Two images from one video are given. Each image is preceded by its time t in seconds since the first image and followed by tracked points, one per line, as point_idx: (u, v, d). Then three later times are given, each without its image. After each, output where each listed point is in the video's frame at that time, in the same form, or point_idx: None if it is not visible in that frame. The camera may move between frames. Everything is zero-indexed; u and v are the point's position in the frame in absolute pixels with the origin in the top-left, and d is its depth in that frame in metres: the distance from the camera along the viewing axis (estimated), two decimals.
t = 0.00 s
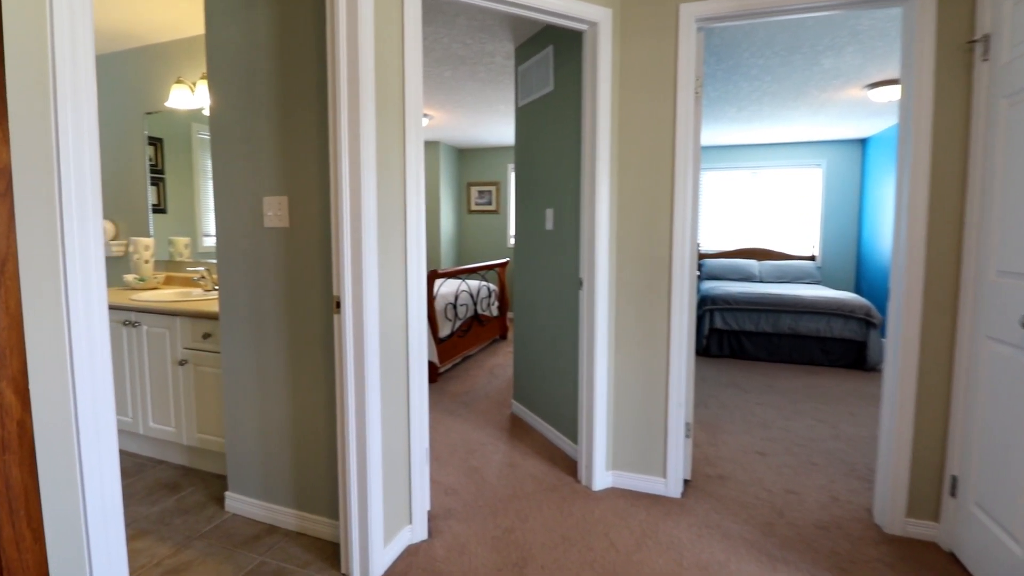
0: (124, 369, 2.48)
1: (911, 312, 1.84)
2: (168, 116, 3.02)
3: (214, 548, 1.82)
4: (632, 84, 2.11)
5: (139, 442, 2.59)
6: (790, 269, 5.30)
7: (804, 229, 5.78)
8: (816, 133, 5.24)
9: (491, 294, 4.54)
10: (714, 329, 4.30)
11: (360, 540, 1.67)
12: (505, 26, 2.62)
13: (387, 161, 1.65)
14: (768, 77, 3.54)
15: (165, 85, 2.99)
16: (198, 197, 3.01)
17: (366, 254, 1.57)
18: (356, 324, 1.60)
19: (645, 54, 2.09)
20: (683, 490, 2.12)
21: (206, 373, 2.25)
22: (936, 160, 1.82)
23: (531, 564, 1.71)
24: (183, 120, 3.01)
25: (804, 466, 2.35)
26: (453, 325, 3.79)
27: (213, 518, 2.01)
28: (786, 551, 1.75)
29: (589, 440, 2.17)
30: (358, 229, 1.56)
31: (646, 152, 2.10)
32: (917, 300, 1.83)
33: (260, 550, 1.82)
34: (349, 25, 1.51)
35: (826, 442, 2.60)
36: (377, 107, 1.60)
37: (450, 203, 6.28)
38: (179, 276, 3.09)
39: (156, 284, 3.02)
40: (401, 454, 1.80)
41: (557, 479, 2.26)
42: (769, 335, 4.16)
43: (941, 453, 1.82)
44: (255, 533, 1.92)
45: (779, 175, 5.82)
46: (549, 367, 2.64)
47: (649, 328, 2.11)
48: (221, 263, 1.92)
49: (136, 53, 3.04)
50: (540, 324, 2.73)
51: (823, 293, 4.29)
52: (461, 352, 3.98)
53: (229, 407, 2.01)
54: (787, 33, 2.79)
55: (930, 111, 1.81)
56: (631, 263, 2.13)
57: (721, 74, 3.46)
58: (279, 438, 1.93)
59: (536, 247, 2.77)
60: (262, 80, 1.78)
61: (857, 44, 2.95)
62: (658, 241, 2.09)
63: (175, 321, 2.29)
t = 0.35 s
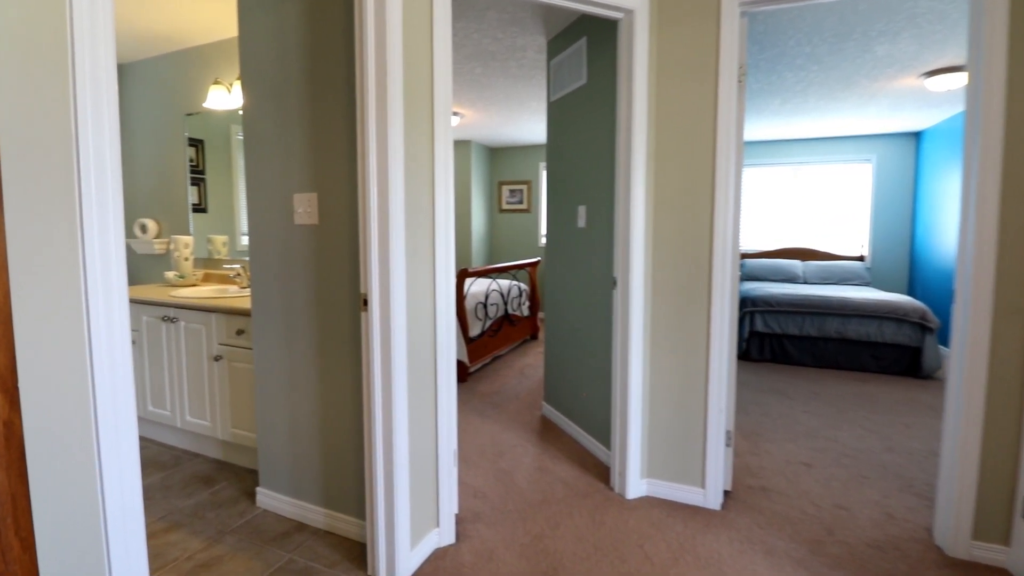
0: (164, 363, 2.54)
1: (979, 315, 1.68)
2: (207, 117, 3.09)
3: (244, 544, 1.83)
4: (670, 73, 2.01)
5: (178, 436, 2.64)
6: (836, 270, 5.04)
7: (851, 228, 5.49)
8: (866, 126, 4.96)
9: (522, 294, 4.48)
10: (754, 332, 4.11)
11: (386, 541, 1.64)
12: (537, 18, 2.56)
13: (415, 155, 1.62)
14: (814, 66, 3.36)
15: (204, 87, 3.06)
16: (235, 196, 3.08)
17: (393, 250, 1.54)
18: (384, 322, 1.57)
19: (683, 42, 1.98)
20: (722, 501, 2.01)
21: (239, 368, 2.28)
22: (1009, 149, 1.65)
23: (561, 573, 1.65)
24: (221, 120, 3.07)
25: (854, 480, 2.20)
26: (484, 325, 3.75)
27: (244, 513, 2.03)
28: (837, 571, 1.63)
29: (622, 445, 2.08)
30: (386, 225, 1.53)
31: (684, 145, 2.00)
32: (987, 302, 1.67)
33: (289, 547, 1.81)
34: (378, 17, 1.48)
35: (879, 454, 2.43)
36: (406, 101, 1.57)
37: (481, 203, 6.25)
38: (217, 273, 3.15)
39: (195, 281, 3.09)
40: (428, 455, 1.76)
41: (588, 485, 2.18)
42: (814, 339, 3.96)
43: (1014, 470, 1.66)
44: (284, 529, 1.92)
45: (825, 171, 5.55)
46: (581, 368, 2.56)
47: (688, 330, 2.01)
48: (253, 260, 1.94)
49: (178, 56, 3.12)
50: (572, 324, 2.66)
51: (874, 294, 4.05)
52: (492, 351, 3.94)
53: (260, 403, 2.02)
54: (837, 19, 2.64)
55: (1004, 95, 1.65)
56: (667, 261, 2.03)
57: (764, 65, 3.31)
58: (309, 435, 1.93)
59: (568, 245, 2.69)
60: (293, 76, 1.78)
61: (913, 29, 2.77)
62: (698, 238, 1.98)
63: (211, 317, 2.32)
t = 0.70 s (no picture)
0: (199, 359, 2.58)
1: None
2: (242, 118, 3.14)
3: (271, 542, 1.83)
4: (708, 62, 1.91)
5: (212, 430, 2.69)
6: (884, 272, 4.79)
7: (900, 227, 5.21)
8: (917, 119, 4.69)
9: (552, 294, 4.41)
10: (795, 336, 3.93)
11: (412, 545, 1.61)
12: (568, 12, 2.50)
13: (443, 152, 1.58)
14: (862, 56, 3.18)
15: (239, 88, 3.11)
16: (268, 196, 3.12)
17: (421, 249, 1.50)
18: (410, 322, 1.53)
19: (723, 28, 1.88)
20: (763, 516, 1.90)
21: (270, 366, 2.29)
22: None
23: None
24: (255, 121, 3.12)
25: (908, 497, 2.05)
26: (512, 325, 3.70)
27: (273, 510, 2.03)
28: None
29: (656, 453, 2.00)
30: (413, 222, 1.49)
31: (724, 139, 1.90)
32: None
33: (315, 547, 1.80)
34: (406, 9, 1.44)
35: (935, 470, 2.26)
36: (433, 96, 1.53)
37: (511, 202, 6.21)
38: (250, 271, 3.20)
39: (229, 279, 3.15)
40: (455, 458, 1.72)
41: (620, 493, 2.10)
42: (860, 344, 3.75)
43: None
44: (311, 528, 1.91)
45: (872, 167, 5.28)
46: (613, 371, 2.48)
47: (727, 333, 1.91)
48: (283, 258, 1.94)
49: (215, 59, 3.19)
50: (604, 325, 2.58)
51: (926, 298, 3.81)
52: (521, 352, 3.88)
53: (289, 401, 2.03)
54: (889, 4, 2.48)
55: None
56: (705, 262, 1.94)
57: (807, 55, 3.15)
58: (336, 434, 1.92)
59: (600, 245, 2.61)
60: (322, 73, 1.77)
61: (975, 13, 2.58)
62: (738, 236, 1.88)
63: (244, 314, 2.35)
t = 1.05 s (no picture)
0: (233, 358, 2.61)
1: None
2: (277, 118, 3.17)
3: (299, 545, 1.80)
4: (758, 48, 1.77)
5: (245, 428, 2.72)
6: (943, 275, 4.46)
7: (961, 226, 4.86)
8: (982, 110, 4.35)
9: (585, 295, 4.29)
10: (845, 342, 3.70)
11: (438, 556, 1.55)
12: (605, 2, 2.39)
13: (473, 148, 1.51)
14: (924, 41, 2.95)
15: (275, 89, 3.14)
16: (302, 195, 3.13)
17: (449, 249, 1.44)
18: (438, 325, 1.47)
19: (775, 11, 1.74)
20: (815, 538, 1.76)
21: (300, 365, 2.28)
22: None
23: None
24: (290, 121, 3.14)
25: (980, 523, 1.86)
26: (544, 327, 3.62)
27: (302, 513, 2.01)
28: None
29: (697, 466, 1.88)
30: (441, 220, 1.43)
31: (775, 131, 1.76)
32: None
33: (342, 553, 1.77)
34: None
35: (1010, 493, 2.06)
36: (464, 89, 1.47)
37: (543, 201, 6.11)
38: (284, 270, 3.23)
39: (264, 277, 3.18)
40: (484, 467, 1.65)
41: (657, 507, 1.99)
42: (917, 351, 3.49)
43: None
44: (338, 533, 1.88)
45: (929, 162, 4.95)
46: (649, 377, 2.37)
47: (776, 340, 1.77)
48: (312, 258, 1.92)
49: (251, 61, 3.22)
50: (640, 328, 2.46)
51: (993, 303, 3.52)
52: (553, 354, 3.79)
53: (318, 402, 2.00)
54: None
55: None
56: (751, 263, 1.81)
57: (862, 42, 2.95)
58: (364, 437, 1.88)
59: (636, 244, 2.50)
60: (353, 68, 1.74)
61: None
62: (790, 236, 1.74)
63: (275, 314, 2.35)
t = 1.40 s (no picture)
0: (261, 359, 2.61)
1: None
2: (307, 120, 3.18)
3: (321, 554, 1.76)
4: (810, 34, 1.63)
5: (273, 429, 2.71)
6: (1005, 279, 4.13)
7: None
8: None
9: (616, 298, 4.17)
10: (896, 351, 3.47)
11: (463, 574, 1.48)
12: None
13: (501, 145, 1.43)
14: (989, 27, 2.72)
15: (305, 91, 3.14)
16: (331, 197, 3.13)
17: (476, 253, 1.36)
18: (463, 332, 1.40)
19: None
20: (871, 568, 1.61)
21: (326, 369, 2.25)
22: None
23: None
24: (319, 122, 3.14)
25: None
26: (574, 330, 3.52)
27: (326, 519, 1.97)
28: None
29: (740, 485, 1.75)
30: (467, 222, 1.36)
31: (828, 124, 1.62)
32: None
33: (364, 564, 1.71)
34: None
35: None
36: (492, 84, 1.39)
37: (572, 201, 6.00)
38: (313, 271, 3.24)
39: (293, 278, 3.19)
40: (512, 481, 1.56)
41: (695, 526, 1.87)
42: (977, 362, 3.24)
43: None
44: (361, 543, 1.83)
45: (989, 158, 4.63)
46: (686, 386, 2.24)
47: (830, 351, 1.63)
48: (338, 259, 1.88)
49: (282, 62, 3.23)
50: (677, 334, 2.34)
51: None
52: (582, 359, 3.68)
53: (343, 407, 1.96)
54: None
55: None
56: (801, 267, 1.67)
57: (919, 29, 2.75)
58: (388, 445, 1.82)
59: (673, 246, 2.37)
60: (380, 65, 1.69)
61: None
62: (846, 239, 1.60)
63: (302, 316, 2.33)
